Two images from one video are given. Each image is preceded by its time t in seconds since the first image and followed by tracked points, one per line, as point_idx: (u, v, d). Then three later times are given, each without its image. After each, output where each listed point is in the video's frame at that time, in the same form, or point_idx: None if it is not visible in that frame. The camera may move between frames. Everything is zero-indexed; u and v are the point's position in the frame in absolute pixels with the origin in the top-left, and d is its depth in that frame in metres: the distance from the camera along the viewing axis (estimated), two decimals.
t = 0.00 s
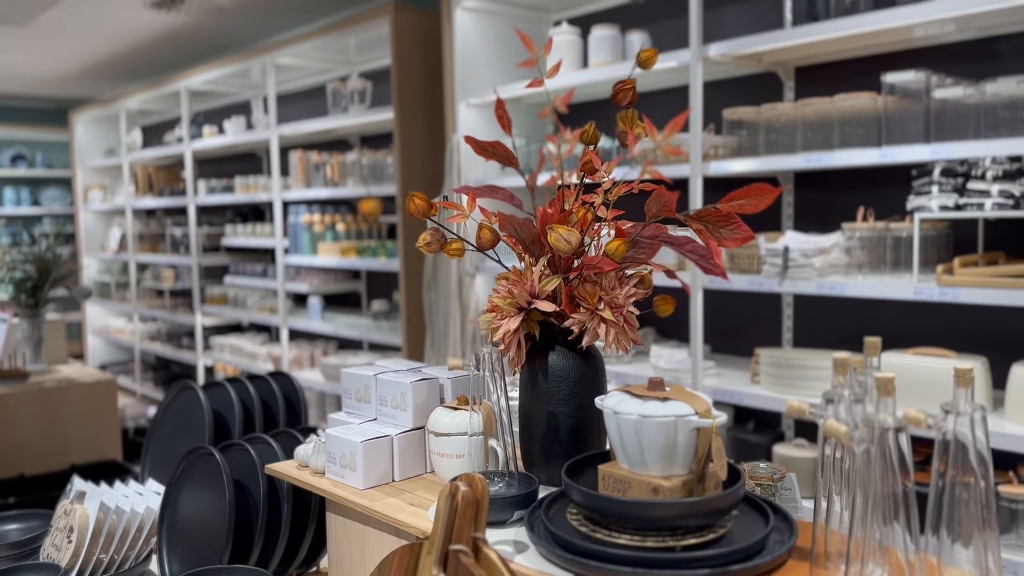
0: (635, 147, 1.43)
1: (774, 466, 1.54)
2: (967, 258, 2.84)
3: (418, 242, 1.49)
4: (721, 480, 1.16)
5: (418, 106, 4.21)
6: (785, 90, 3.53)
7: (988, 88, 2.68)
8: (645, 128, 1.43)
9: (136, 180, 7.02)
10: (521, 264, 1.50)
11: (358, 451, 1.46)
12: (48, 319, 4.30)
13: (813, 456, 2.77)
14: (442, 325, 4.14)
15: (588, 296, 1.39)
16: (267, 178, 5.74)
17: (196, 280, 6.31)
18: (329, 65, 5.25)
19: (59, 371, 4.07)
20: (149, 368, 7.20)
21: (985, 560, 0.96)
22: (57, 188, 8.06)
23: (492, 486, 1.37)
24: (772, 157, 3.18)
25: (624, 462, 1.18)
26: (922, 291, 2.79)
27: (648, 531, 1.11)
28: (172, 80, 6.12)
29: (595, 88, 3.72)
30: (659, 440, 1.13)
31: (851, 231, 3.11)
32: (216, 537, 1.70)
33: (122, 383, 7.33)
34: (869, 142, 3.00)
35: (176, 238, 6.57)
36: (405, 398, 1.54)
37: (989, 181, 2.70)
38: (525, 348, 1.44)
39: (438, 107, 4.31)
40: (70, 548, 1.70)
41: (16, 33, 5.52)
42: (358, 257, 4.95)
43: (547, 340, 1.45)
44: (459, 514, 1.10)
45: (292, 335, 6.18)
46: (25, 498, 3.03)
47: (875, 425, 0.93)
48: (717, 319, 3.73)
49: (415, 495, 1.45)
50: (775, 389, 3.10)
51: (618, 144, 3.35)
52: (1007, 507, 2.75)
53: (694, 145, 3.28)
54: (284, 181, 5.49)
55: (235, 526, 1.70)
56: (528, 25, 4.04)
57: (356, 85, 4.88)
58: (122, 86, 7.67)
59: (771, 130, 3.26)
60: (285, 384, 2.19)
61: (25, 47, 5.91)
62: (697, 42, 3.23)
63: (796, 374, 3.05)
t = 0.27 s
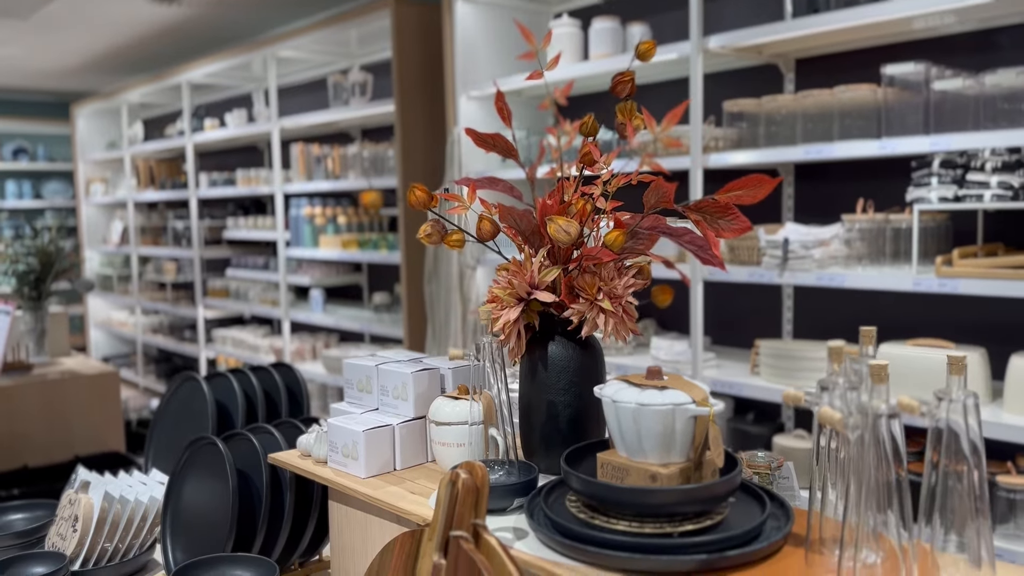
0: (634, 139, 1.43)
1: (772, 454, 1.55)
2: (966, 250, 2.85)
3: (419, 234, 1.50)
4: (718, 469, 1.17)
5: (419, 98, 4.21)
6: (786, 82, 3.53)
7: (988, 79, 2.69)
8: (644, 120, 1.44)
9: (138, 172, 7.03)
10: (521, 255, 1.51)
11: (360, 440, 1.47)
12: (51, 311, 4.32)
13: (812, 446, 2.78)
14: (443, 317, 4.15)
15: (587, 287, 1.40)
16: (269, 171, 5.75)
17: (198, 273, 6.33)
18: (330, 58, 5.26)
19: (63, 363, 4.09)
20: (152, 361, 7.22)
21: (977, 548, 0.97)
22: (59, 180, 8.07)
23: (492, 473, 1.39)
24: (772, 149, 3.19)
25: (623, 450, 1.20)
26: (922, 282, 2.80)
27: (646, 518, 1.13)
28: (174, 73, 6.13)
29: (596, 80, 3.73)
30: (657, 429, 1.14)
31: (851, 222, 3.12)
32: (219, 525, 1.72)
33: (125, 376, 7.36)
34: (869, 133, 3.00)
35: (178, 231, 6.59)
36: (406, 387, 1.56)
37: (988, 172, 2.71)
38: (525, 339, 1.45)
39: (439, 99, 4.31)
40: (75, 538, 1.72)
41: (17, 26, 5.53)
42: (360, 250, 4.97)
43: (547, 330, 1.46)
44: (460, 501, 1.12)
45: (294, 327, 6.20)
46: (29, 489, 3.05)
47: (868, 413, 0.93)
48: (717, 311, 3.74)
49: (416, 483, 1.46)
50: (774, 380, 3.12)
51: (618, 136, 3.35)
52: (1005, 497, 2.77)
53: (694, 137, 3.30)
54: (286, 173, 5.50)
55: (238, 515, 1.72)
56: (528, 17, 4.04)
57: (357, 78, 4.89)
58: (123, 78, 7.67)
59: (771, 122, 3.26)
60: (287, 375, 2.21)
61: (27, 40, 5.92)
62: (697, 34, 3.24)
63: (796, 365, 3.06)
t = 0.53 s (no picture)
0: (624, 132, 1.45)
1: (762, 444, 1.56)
2: (962, 243, 2.86)
3: (412, 227, 1.52)
4: (704, 457, 1.19)
5: (418, 93, 4.23)
6: (784, 76, 3.54)
7: (983, 73, 2.70)
8: (634, 113, 1.45)
9: (139, 167, 7.05)
10: (513, 248, 1.52)
11: (353, 431, 1.49)
12: (52, 306, 4.34)
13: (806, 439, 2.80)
14: (442, 311, 4.17)
15: (577, 279, 1.41)
16: (269, 166, 5.76)
17: (199, 268, 6.35)
18: (330, 52, 5.27)
19: (64, 357, 4.11)
20: (154, 355, 7.25)
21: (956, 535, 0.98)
22: (61, 176, 8.09)
23: (483, 463, 1.40)
24: (769, 143, 3.20)
25: (611, 439, 1.22)
26: (917, 276, 2.81)
27: (633, 505, 1.14)
28: (174, 68, 6.14)
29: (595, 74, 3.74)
30: (644, 418, 1.16)
31: (847, 216, 3.13)
32: (216, 515, 1.74)
33: (126, 370, 7.39)
34: (864, 128, 3.01)
35: (179, 225, 6.61)
36: (400, 379, 1.58)
37: (983, 165, 2.72)
38: (517, 331, 1.47)
39: (438, 94, 4.32)
40: (74, 528, 1.75)
41: (18, 21, 5.54)
42: (359, 244, 4.98)
43: (539, 322, 1.48)
44: (449, 490, 1.14)
45: (295, 322, 6.22)
46: (31, 481, 3.08)
47: (847, 400, 0.95)
48: (714, 305, 3.75)
49: (410, 473, 1.48)
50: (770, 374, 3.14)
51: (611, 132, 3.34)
52: (998, 489, 2.78)
53: (692, 131, 3.31)
54: (286, 168, 5.51)
55: (235, 506, 1.74)
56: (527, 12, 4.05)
57: (357, 73, 4.90)
58: (124, 74, 7.68)
59: (768, 117, 3.28)
60: (284, 368, 2.23)
61: (27, 35, 5.93)
62: (695, 28, 3.24)
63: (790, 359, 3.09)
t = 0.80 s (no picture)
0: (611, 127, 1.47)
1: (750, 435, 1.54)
2: (954, 238, 2.88)
3: (403, 221, 1.55)
4: (687, 444, 1.21)
5: (417, 89, 4.25)
6: (779, 72, 3.56)
7: (975, 69, 2.72)
8: (621, 109, 1.47)
9: (140, 164, 7.08)
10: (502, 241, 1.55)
11: (345, 421, 1.52)
12: (53, 301, 4.37)
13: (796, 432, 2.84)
14: (440, 307, 4.20)
15: (564, 272, 1.44)
16: (269, 162, 5.79)
17: (200, 264, 6.38)
18: (329, 49, 5.28)
19: (66, 352, 4.15)
20: (155, 351, 7.29)
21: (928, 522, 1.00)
22: (63, 172, 8.11)
23: (471, 452, 1.43)
24: (764, 139, 3.22)
25: (595, 428, 1.25)
26: (909, 270, 2.83)
27: (616, 492, 1.17)
28: (175, 65, 6.16)
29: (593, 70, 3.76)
30: (626, 407, 1.19)
31: (841, 211, 3.15)
32: (213, 505, 1.76)
33: (128, 366, 7.43)
34: (858, 123, 3.03)
35: (180, 222, 6.63)
36: (391, 370, 1.60)
37: (975, 161, 2.74)
38: (506, 323, 1.50)
39: (437, 90, 4.35)
40: (73, 517, 1.79)
41: (19, 18, 5.56)
42: (359, 240, 5.01)
43: (528, 314, 1.51)
44: (436, 477, 1.16)
45: (295, 318, 6.25)
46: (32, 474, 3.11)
47: (819, 386, 0.98)
48: (710, 300, 3.78)
49: (400, 462, 1.51)
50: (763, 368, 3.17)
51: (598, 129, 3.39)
52: (990, 481, 2.81)
53: (687, 128, 3.33)
54: (286, 164, 5.53)
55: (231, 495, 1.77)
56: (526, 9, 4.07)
57: (356, 69, 4.92)
58: (126, 70, 7.70)
59: (763, 113, 3.29)
60: (281, 361, 2.26)
61: (29, 32, 5.96)
62: (690, 25, 3.26)
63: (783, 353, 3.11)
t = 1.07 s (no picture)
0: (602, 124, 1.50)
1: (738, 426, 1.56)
2: (948, 235, 2.90)
3: (398, 216, 1.58)
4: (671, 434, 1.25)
5: (418, 87, 4.28)
6: (777, 70, 3.58)
7: (968, 67, 2.74)
8: (611, 105, 1.50)
9: (144, 160, 7.12)
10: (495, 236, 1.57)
11: (341, 411, 1.56)
12: (57, 296, 4.41)
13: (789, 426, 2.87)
14: (440, 303, 4.24)
15: (555, 266, 1.47)
16: (272, 159, 5.82)
17: (203, 260, 6.42)
18: (331, 46, 5.31)
19: (69, 346, 4.19)
20: (159, 347, 7.33)
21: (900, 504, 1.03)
22: (67, 169, 8.16)
23: (463, 441, 1.46)
24: (761, 136, 3.24)
25: (583, 418, 1.28)
26: (903, 267, 2.86)
27: (602, 479, 1.20)
28: (178, 62, 6.19)
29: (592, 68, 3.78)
30: (613, 396, 1.22)
31: (836, 208, 3.18)
32: (213, 495, 1.79)
33: (132, 362, 7.48)
34: (853, 121, 3.06)
35: (183, 218, 6.67)
36: (387, 362, 1.63)
37: (968, 158, 2.76)
38: (498, 316, 1.53)
39: (438, 88, 4.38)
40: (75, 506, 1.82)
41: (23, 16, 5.60)
42: (360, 237, 5.05)
43: (520, 307, 1.54)
44: (426, 464, 1.19)
45: (298, 314, 6.29)
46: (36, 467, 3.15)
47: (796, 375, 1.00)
48: (708, 296, 3.80)
49: (395, 452, 1.54)
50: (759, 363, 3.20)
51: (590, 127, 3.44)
52: (982, 476, 2.83)
53: (685, 126, 3.34)
54: (288, 161, 5.57)
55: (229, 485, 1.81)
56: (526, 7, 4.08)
57: (357, 67, 4.95)
58: (129, 67, 7.74)
59: (759, 111, 3.32)
60: (280, 355, 2.29)
61: (33, 30, 6.01)
62: (687, 23, 3.29)
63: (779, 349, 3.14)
